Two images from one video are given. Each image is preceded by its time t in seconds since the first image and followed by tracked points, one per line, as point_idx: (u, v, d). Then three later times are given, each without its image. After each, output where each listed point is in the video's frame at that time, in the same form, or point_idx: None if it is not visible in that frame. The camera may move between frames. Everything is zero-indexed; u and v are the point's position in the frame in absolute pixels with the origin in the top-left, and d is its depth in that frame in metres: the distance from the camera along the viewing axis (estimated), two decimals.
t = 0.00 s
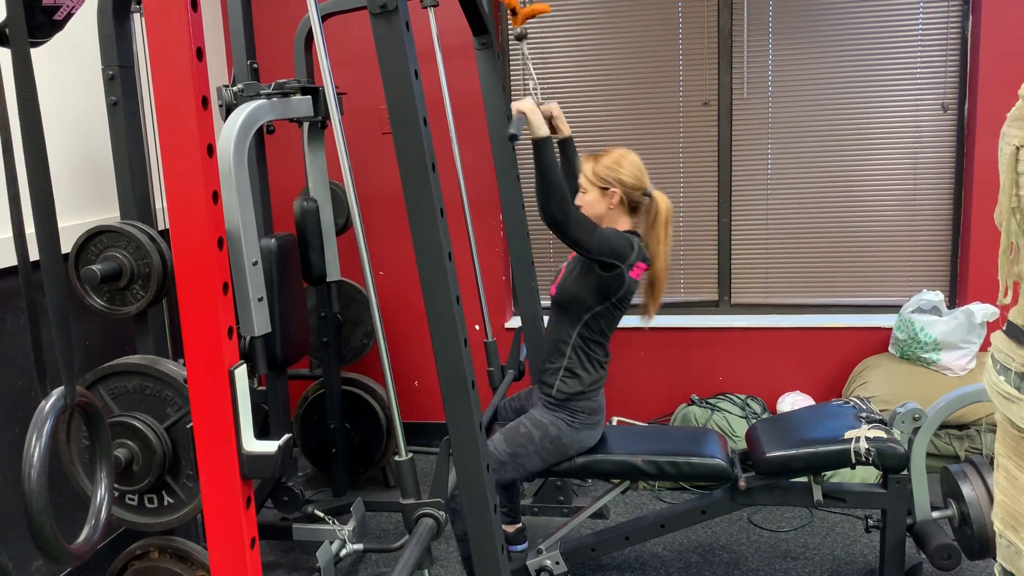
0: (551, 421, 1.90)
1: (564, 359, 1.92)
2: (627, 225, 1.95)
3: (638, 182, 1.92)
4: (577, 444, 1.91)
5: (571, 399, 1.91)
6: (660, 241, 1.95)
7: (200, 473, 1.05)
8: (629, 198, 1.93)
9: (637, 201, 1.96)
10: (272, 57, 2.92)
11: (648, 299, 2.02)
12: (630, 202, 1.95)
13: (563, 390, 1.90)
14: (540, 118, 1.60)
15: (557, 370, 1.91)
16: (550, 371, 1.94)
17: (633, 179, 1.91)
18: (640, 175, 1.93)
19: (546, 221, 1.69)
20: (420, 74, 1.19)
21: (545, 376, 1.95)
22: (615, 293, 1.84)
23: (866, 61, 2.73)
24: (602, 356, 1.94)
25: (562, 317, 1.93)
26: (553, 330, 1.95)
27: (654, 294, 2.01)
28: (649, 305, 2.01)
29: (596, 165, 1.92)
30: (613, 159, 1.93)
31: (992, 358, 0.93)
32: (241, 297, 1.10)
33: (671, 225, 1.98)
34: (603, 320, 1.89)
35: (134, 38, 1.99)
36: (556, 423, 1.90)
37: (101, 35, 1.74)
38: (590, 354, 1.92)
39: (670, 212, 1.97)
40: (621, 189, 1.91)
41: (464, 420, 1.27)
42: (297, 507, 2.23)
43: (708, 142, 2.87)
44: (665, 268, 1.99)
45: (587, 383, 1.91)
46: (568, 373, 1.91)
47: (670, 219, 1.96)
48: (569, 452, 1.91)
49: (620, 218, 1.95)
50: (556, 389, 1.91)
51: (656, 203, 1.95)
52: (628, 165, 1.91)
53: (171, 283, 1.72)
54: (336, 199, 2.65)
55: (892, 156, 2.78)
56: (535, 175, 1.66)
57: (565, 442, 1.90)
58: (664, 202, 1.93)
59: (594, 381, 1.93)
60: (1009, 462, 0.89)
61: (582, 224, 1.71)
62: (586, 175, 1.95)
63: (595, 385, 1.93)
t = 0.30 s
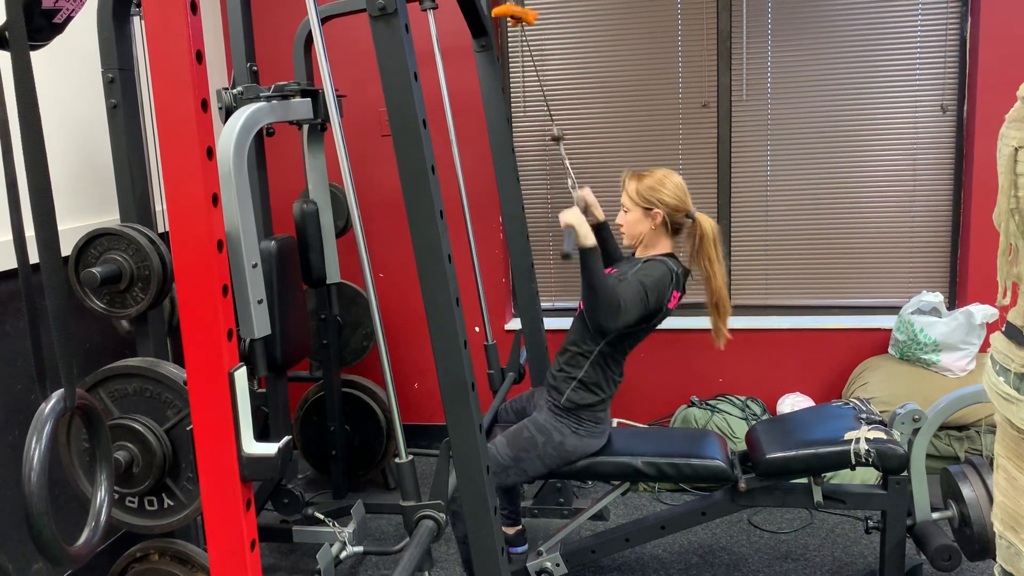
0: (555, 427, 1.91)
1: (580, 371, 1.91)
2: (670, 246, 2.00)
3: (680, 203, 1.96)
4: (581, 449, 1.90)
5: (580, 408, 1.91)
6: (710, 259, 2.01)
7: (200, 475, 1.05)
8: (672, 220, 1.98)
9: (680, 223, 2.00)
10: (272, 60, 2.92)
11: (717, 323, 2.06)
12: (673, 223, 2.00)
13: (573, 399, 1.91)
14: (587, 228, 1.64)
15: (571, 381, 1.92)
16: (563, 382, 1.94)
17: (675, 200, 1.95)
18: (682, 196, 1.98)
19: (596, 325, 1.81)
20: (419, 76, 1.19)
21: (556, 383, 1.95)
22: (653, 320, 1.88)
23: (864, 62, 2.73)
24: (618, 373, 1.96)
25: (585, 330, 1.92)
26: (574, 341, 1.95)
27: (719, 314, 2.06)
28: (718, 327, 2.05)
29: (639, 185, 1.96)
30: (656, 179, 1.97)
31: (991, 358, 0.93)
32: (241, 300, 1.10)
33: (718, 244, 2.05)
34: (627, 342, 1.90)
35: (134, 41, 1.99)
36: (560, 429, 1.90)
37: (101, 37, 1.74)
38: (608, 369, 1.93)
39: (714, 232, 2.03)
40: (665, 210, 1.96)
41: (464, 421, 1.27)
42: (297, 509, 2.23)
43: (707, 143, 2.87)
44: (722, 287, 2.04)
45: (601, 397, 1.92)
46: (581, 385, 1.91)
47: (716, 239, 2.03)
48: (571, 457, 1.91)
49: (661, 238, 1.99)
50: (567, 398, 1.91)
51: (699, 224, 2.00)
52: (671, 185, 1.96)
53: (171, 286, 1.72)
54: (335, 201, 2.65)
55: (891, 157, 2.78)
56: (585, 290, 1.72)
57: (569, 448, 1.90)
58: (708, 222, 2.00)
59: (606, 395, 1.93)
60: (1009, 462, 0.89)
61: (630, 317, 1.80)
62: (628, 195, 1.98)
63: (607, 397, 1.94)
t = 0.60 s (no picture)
0: (557, 429, 1.91)
1: (582, 376, 1.93)
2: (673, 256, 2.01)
3: (687, 211, 1.96)
4: (583, 451, 1.90)
5: (583, 412, 1.92)
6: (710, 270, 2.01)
7: (200, 476, 1.05)
8: (679, 228, 1.98)
9: (686, 231, 2.01)
10: (272, 62, 2.93)
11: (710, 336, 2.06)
12: (679, 231, 2.00)
13: (574, 403, 1.92)
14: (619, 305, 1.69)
15: (572, 385, 1.93)
16: (565, 386, 1.95)
17: (682, 208, 1.95)
18: (691, 206, 1.98)
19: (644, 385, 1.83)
20: (419, 77, 1.19)
21: (558, 387, 1.96)
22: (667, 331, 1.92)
23: (864, 62, 2.73)
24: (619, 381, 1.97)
25: (590, 340, 1.94)
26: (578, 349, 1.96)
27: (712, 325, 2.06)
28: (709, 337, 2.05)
29: (647, 192, 1.97)
30: (665, 187, 1.98)
31: (990, 358, 0.93)
32: (241, 301, 1.10)
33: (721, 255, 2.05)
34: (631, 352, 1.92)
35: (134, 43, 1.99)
36: (562, 432, 1.90)
37: (101, 39, 1.74)
38: (611, 376, 1.94)
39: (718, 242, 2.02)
40: (672, 218, 1.96)
41: (464, 422, 1.27)
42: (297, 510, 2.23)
43: (707, 144, 2.87)
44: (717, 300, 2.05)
45: (603, 401, 1.93)
46: (583, 390, 1.92)
47: (720, 251, 2.02)
48: (572, 459, 1.91)
49: (666, 246, 2.00)
50: (567, 401, 1.92)
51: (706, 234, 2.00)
52: (679, 193, 1.96)
53: (171, 287, 1.72)
54: (336, 202, 2.65)
55: (890, 157, 2.78)
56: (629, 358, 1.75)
57: (571, 451, 1.90)
58: (713, 233, 1.99)
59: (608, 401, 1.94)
60: (1008, 462, 0.89)
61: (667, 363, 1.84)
62: (635, 201, 1.99)
63: (608, 403, 1.94)
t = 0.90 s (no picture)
0: (559, 428, 1.91)
1: (584, 375, 1.92)
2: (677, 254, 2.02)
3: (691, 211, 1.97)
4: (585, 450, 1.90)
5: (585, 411, 1.91)
6: (713, 271, 2.02)
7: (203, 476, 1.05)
8: (683, 227, 1.99)
9: (690, 231, 2.01)
10: (274, 62, 2.93)
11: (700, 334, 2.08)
12: (683, 230, 2.01)
13: (576, 403, 1.91)
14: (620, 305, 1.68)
15: (574, 384, 1.93)
16: (566, 385, 1.95)
17: (686, 207, 1.96)
18: (695, 206, 1.98)
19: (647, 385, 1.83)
20: (420, 76, 1.19)
21: (560, 387, 1.96)
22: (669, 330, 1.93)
23: (866, 60, 2.73)
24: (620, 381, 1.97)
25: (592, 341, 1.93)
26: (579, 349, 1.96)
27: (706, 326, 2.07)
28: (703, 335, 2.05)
29: (651, 190, 1.97)
30: (668, 185, 1.99)
31: (992, 356, 0.93)
32: (243, 301, 1.10)
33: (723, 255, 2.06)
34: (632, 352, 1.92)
35: (135, 43, 1.99)
36: (564, 431, 1.90)
37: (103, 39, 1.75)
38: (613, 375, 1.94)
39: (722, 242, 2.05)
40: (676, 217, 1.96)
41: (466, 421, 1.27)
42: (300, 509, 2.24)
43: (709, 142, 2.87)
44: (716, 300, 2.05)
45: (604, 400, 1.92)
46: (585, 389, 1.92)
47: (721, 250, 2.03)
48: (575, 458, 1.91)
49: (670, 245, 2.01)
50: (569, 400, 1.92)
51: (709, 233, 2.02)
52: (683, 192, 1.97)
53: (173, 287, 1.72)
54: (337, 202, 2.65)
55: (892, 155, 2.78)
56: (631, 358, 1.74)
57: (573, 450, 1.90)
58: (716, 232, 2.01)
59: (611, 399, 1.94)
60: (1011, 460, 0.89)
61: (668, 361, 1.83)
62: (640, 199, 1.99)
63: (610, 402, 1.94)
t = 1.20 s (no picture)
0: (562, 427, 1.91)
1: (583, 373, 1.93)
2: (667, 246, 2.02)
3: (680, 203, 1.97)
4: (587, 448, 1.90)
5: (586, 409, 1.92)
6: (704, 261, 2.02)
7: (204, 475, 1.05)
8: (672, 220, 1.99)
9: (679, 223, 2.01)
10: (275, 60, 2.93)
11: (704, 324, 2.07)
12: (672, 223, 2.01)
13: (577, 401, 1.92)
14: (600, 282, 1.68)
15: (574, 382, 1.94)
16: (567, 384, 1.95)
17: (675, 200, 1.96)
18: (683, 197, 1.98)
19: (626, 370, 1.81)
20: (420, 74, 1.19)
21: (560, 387, 1.97)
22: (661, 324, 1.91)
23: (868, 57, 2.72)
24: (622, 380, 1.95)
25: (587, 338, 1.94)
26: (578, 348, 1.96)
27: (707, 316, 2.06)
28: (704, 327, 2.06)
29: (639, 184, 1.97)
30: (656, 178, 1.98)
31: (994, 353, 0.93)
32: (245, 299, 1.10)
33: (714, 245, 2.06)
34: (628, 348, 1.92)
35: (136, 42, 1.99)
36: (566, 430, 1.90)
37: (103, 37, 1.74)
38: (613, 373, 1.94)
39: (712, 232, 2.04)
40: (665, 210, 1.96)
41: (467, 420, 1.27)
42: (302, 507, 2.24)
43: (711, 140, 2.86)
44: (714, 289, 2.06)
45: (605, 399, 1.93)
46: (585, 388, 1.93)
47: (712, 240, 2.04)
48: (577, 456, 1.91)
49: (660, 238, 2.01)
50: (570, 397, 1.93)
51: (699, 225, 2.01)
52: (671, 185, 1.96)
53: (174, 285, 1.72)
54: (339, 200, 2.66)
55: (894, 152, 2.77)
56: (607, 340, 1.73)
57: (576, 448, 1.89)
58: (706, 223, 2.00)
59: (612, 398, 1.94)
60: (1013, 458, 0.89)
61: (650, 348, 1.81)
62: (628, 193, 1.99)
63: (611, 400, 1.94)
